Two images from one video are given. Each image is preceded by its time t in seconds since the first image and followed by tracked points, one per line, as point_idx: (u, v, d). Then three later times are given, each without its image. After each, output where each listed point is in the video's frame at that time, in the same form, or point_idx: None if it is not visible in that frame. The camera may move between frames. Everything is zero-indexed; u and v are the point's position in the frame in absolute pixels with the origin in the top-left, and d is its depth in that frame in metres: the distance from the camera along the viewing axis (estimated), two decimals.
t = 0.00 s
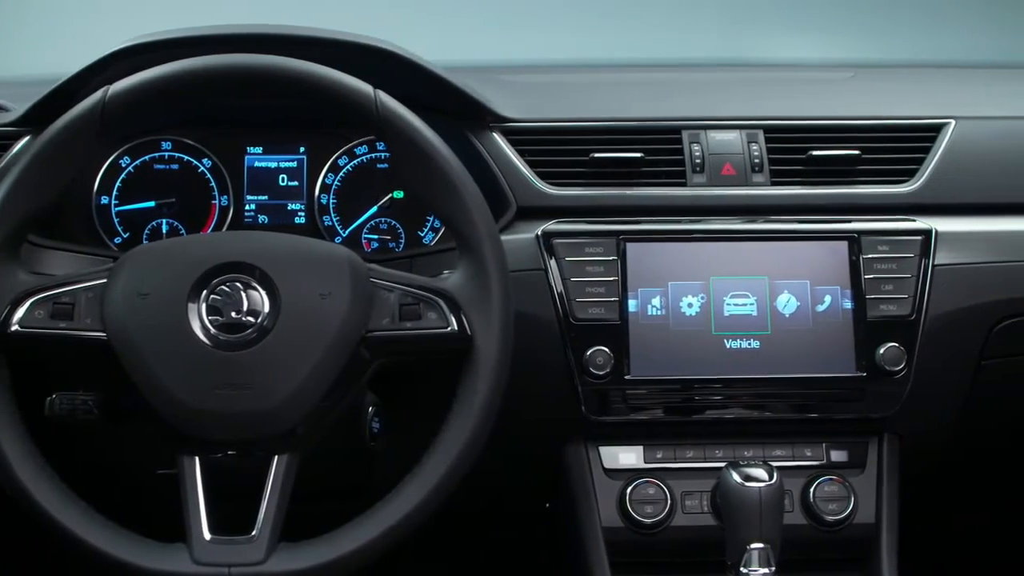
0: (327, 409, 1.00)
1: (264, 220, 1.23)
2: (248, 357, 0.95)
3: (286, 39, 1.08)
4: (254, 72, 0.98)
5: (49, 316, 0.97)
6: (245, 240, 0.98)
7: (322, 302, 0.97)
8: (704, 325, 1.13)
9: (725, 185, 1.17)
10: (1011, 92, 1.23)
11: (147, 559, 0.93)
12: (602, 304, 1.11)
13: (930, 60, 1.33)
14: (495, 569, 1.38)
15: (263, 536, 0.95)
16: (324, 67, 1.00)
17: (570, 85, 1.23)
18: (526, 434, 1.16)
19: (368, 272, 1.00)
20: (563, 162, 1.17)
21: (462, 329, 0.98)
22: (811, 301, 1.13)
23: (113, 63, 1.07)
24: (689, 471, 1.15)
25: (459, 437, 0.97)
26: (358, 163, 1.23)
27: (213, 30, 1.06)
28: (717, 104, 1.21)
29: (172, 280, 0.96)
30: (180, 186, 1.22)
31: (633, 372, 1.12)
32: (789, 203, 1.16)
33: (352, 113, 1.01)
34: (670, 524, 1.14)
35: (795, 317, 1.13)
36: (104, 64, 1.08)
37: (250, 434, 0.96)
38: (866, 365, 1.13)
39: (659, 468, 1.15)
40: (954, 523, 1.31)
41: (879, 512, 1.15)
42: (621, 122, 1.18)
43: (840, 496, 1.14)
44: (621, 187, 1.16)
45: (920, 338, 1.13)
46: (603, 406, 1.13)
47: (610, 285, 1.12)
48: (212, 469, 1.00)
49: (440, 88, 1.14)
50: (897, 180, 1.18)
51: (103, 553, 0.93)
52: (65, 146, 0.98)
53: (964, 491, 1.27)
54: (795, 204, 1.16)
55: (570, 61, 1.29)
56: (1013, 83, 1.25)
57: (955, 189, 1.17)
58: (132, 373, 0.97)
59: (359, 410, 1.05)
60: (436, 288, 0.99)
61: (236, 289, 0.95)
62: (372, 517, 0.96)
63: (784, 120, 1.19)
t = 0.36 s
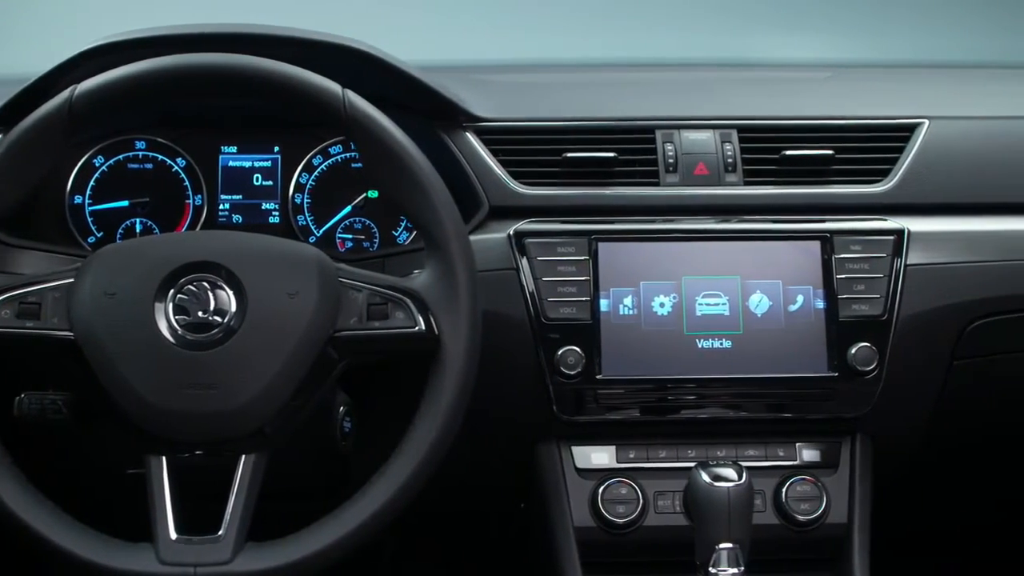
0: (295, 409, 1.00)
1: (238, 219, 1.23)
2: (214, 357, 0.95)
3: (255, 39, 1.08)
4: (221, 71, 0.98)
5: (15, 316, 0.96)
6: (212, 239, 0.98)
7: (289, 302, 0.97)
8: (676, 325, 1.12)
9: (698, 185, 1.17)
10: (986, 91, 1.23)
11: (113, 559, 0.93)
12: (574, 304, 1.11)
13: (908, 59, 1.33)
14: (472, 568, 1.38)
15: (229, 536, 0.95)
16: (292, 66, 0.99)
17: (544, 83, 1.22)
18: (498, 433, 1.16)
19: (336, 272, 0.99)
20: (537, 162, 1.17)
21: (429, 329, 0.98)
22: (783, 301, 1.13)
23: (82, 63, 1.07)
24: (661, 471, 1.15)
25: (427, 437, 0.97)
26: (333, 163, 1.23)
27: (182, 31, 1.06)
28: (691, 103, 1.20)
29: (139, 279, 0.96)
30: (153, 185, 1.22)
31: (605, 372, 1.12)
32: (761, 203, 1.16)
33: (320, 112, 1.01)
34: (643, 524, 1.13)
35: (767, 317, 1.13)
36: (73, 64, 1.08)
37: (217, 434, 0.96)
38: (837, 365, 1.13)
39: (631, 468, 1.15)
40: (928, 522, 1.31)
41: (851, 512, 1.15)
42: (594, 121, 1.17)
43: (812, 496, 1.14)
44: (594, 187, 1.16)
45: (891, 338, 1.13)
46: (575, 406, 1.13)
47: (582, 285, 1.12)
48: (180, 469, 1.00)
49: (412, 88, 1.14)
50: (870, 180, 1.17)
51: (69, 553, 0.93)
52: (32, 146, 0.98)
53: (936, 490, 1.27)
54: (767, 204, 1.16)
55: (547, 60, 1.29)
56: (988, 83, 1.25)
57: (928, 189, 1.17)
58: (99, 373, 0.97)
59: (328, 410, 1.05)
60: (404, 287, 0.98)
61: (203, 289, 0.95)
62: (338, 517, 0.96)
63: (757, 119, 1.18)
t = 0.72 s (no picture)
0: (265, 409, 1.00)
1: (213, 218, 1.22)
2: (183, 356, 0.94)
3: (227, 39, 1.08)
4: (191, 70, 0.98)
5: None
6: (181, 238, 0.97)
7: (259, 302, 0.97)
8: (649, 324, 1.12)
9: (673, 185, 1.17)
10: (963, 91, 1.23)
11: (81, 559, 0.93)
12: (547, 304, 1.11)
13: (886, 58, 1.33)
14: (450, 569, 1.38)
15: (198, 536, 0.95)
16: (263, 66, 0.99)
17: (519, 83, 1.22)
18: (472, 433, 1.16)
19: (307, 271, 0.99)
20: (511, 161, 1.17)
21: (399, 329, 0.98)
22: (757, 300, 1.13)
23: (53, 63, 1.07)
24: (635, 471, 1.15)
25: (396, 437, 0.97)
26: (309, 163, 1.22)
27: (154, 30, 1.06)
28: (667, 103, 1.20)
29: (107, 279, 0.96)
30: (129, 185, 1.21)
31: (579, 372, 1.12)
32: (736, 203, 1.16)
33: (290, 111, 1.00)
34: (617, 523, 1.13)
35: (741, 316, 1.13)
36: (45, 64, 1.08)
37: (186, 433, 0.96)
38: (811, 365, 1.13)
39: (605, 468, 1.15)
40: (905, 521, 1.31)
41: (826, 512, 1.15)
42: (569, 121, 1.17)
43: (786, 496, 1.14)
44: (568, 187, 1.16)
45: (865, 337, 1.13)
46: (549, 406, 1.13)
47: (555, 284, 1.12)
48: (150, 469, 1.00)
49: (386, 87, 1.14)
50: (845, 180, 1.17)
51: (37, 552, 0.93)
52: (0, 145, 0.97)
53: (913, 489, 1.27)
54: (742, 204, 1.16)
55: (523, 59, 1.29)
56: (965, 82, 1.25)
57: (902, 189, 1.17)
58: (68, 373, 0.96)
59: (299, 410, 1.05)
60: (374, 287, 0.98)
61: (172, 288, 0.95)
62: (307, 517, 0.96)
63: (732, 119, 1.19)
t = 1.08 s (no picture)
0: (236, 409, 1.00)
1: (190, 218, 1.22)
2: (152, 357, 0.94)
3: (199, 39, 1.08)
4: (159, 70, 0.98)
5: None
6: (151, 238, 0.97)
7: (229, 301, 0.97)
8: (624, 324, 1.12)
9: (648, 185, 1.17)
10: (940, 91, 1.23)
11: (50, 559, 0.93)
12: (521, 304, 1.11)
13: (866, 58, 1.32)
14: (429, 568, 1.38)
15: (168, 536, 0.95)
16: (234, 66, 0.99)
17: (496, 82, 1.22)
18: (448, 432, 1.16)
19: (278, 271, 0.99)
20: (487, 161, 1.17)
21: (369, 329, 0.98)
22: (732, 300, 1.13)
23: (25, 63, 1.07)
24: (610, 471, 1.15)
25: (366, 437, 0.96)
26: (286, 162, 1.22)
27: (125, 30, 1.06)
28: (643, 103, 1.20)
29: (77, 278, 0.96)
30: (105, 185, 1.22)
31: (553, 372, 1.12)
32: (711, 203, 1.16)
33: (262, 111, 1.00)
34: (592, 523, 1.13)
35: (716, 317, 1.13)
36: (16, 64, 1.08)
37: (155, 433, 0.96)
38: (785, 365, 1.13)
39: (580, 468, 1.15)
40: (883, 521, 1.31)
41: (801, 512, 1.15)
42: (545, 121, 1.17)
43: (762, 496, 1.14)
44: (544, 187, 1.15)
45: (839, 338, 1.13)
46: (523, 407, 1.13)
47: (530, 284, 1.12)
48: (120, 468, 1.00)
49: (360, 86, 1.14)
50: (821, 180, 1.17)
51: (5, 552, 0.92)
52: None
53: (890, 489, 1.27)
54: (717, 204, 1.16)
55: (501, 59, 1.29)
56: (942, 83, 1.25)
57: (878, 189, 1.16)
58: (37, 373, 0.96)
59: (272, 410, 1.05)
60: (345, 287, 0.99)
61: (142, 288, 0.95)
62: (277, 517, 0.96)
63: (708, 119, 1.18)
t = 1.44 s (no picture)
0: (206, 409, 1.00)
1: (166, 219, 1.22)
2: (120, 357, 0.94)
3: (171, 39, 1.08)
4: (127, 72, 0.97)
5: None
6: (119, 239, 0.97)
7: (198, 302, 0.96)
8: (598, 325, 1.12)
9: (623, 185, 1.16)
10: (917, 92, 1.23)
11: (18, 560, 0.93)
12: (494, 304, 1.11)
13: (844, 59, 1.32)
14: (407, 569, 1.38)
15: (137, 537, 0.95)
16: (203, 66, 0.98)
17: (471, 83, 1.21)
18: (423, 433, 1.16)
19: (248, 271, 0.99)
20: (462, 161, 1.17)
21: (339, 329, 0.98)
22: (706, 301, 1.13)
23: None
24: (585, 472, 1.15)
25: (336, 437, 0.96)
26: (261, 163, 1.21)
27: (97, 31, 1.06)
28: (618, 103, 1.20)
29: (45, 279, 0.96)
30: (81, 185, 1.21)
31: (527, 372, 1.12)
32: (686, 203, 1.16)
33: (231, 111, 1.00)
34: (566, 524, 1.13)
35: (689, 317, 1.13)
36: None
37: (124, 434, 0.95)
38: (759, 365, 1.13)
39: (554, 468, 1.15)
40: (860, 521, 1.31)
41: (775, 512, 1.15)
42: (520, 122, 1.17)
43: (736, 496, 1.14)
44: (519, 187, 1.15)
45: (813, 338, 1.13)
46: (496, 407, 1.12)
47: (503, 285, 1.12)
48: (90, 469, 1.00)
49: (334, 85, 1.13)
50: (795, 180, 1.17)
51: None
52: None
53: (866, 489, 1.27)
54: (692, 204, 1.16)
55: (479, 60, 1.28)
56: (918, 84, 1.24)
57: (854, 189, 1.16)
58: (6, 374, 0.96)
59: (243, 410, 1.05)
60: (315, 287, 0.98)
61: (111, 289, 0.94)
62: (247, 517, 0.95)
63: (683, 120, 1.18)
